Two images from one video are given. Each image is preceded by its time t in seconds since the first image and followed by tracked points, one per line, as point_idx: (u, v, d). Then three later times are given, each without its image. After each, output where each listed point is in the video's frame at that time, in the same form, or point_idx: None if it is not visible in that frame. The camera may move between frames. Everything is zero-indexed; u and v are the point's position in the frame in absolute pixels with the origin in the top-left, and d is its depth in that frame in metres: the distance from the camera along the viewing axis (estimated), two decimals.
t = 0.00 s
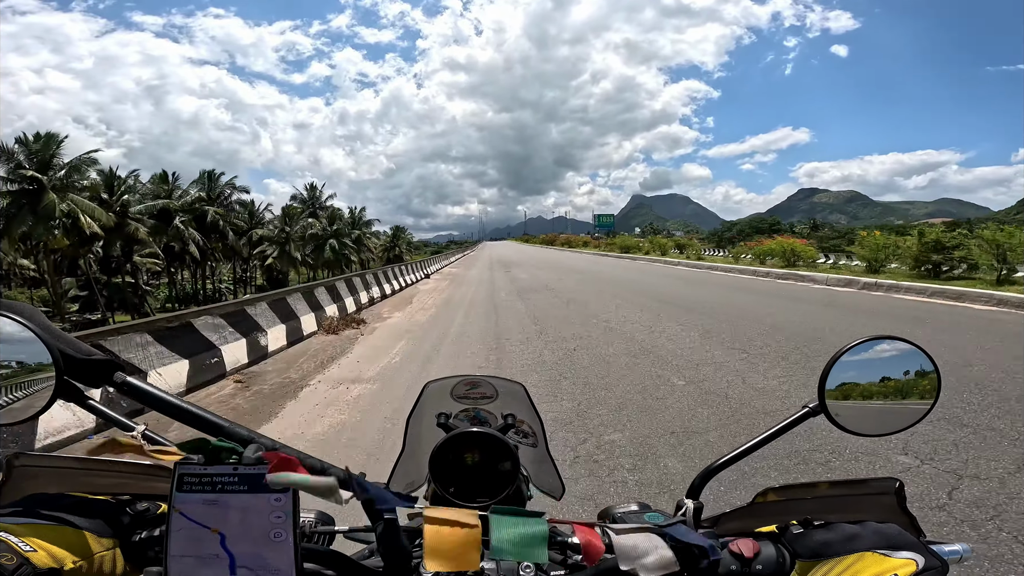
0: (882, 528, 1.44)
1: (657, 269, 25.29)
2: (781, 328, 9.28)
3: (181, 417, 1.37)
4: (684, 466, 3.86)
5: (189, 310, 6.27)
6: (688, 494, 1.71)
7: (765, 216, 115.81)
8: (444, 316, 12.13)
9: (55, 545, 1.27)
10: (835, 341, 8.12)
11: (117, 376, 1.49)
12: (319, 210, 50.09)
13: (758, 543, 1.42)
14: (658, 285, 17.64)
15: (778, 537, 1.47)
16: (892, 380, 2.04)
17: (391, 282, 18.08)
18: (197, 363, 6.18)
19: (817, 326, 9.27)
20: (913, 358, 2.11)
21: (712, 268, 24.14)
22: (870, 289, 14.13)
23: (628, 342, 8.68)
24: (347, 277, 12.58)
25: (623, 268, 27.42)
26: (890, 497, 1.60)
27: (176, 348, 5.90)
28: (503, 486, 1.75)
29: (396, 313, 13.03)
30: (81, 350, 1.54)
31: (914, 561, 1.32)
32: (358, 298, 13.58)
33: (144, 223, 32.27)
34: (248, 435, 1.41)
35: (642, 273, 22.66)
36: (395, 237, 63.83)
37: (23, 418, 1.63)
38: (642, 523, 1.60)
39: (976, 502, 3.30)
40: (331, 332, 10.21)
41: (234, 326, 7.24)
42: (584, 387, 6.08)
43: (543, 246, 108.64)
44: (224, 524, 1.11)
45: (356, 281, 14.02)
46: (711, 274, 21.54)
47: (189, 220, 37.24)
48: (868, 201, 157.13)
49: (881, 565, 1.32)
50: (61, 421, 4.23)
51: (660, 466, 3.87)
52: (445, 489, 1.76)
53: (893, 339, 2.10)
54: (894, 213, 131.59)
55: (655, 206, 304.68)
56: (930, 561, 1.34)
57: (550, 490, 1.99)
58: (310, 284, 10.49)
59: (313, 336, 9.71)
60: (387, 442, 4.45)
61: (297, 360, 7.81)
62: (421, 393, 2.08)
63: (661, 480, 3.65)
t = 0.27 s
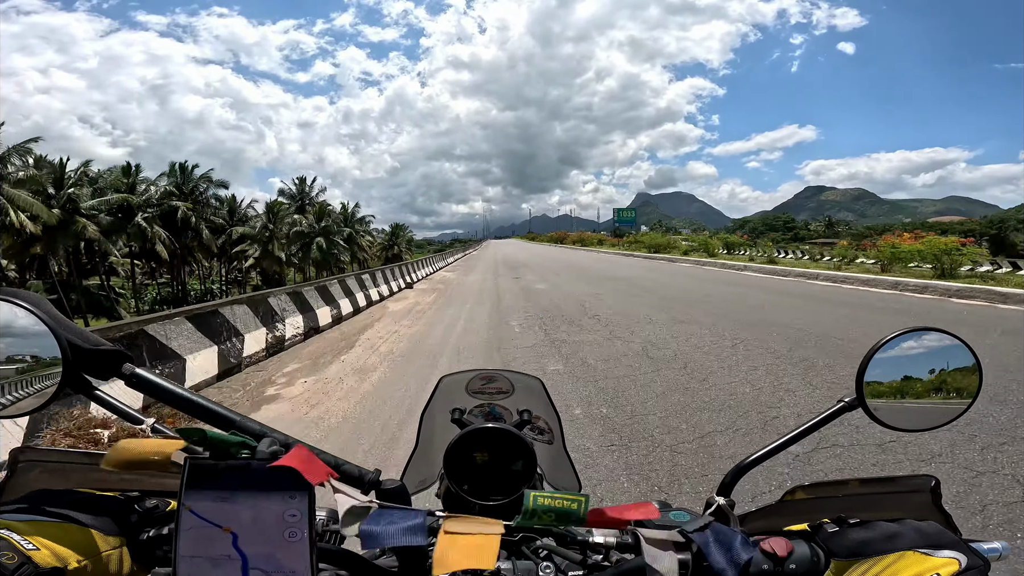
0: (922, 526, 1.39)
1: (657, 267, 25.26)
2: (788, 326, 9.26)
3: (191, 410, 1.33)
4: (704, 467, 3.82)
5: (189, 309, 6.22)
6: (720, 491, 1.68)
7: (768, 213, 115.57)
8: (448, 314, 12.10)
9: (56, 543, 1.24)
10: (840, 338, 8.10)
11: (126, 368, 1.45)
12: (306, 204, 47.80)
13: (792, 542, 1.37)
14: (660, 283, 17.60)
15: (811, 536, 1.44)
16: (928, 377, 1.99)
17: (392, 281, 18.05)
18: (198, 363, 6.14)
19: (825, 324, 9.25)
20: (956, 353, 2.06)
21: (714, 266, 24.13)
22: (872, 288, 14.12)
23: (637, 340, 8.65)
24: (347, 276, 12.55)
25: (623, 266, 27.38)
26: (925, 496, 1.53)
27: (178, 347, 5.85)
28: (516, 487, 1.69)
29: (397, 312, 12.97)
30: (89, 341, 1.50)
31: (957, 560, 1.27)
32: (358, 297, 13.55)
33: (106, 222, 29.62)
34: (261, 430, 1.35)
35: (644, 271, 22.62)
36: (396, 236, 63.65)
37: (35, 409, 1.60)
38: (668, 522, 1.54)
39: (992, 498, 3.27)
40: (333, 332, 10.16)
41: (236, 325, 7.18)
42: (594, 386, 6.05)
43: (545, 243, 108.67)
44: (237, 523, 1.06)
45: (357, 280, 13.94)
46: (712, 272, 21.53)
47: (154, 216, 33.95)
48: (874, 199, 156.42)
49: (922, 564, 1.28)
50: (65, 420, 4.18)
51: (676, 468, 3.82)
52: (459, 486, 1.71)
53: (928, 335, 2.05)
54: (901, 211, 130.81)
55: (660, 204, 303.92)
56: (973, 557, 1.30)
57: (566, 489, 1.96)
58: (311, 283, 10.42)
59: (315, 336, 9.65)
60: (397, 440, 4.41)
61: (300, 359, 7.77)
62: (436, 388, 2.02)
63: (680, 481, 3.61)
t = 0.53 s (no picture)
0: (967, 515, 1.35)
1: (663, 263, 25.19)
2: (799, 321, 9.26)
3: (210, 400, 1.30)
4: (726, 463, 3.81)
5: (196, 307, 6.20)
6: (756, 479, 1.64)
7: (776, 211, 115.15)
8: (456, 310, 12.14)
9: (71, 541, 1.23)
10: (851, 334, 8.06)
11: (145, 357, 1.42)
12: (292, 196, 45.12)
13: (831, 531, 1.38)
14: (667, 279, 17.56)
15: (851, 526, 1.42)
16: (962, 365, 1.94)
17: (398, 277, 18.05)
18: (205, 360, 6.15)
19: (836, 320, 9.25)
20: (999, 337, 2.01)
21: (720, 262, 24.05)
22: (880, 284, 14.04)
23: (650, 336, 8.66)
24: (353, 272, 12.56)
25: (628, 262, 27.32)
26: (963, 485, 1.49)
27: (186, 344, 5.86)
28: (531, 480, 1.66)
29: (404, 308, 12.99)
30: (107, 326, 1.51)
31: (1003, 548, 1.23)
32: (365, 292, 13.55)
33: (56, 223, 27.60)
34: (283, 420, 1.31)
35: (649, 268, 22.56)
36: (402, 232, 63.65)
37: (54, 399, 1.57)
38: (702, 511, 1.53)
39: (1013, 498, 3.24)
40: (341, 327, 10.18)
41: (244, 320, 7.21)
42: (607, 382, 6.02)
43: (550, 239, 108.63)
44: (262, 518, 1.04)
45: (363, 276, 13.98)
46: (719, 268, 21.46)
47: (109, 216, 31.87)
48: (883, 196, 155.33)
49: (968, 552, 1.24)
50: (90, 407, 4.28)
51: (695, 464, 3.78)
52: (478, 478, 1.67)
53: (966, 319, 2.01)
54: (911, 208, 129.97)
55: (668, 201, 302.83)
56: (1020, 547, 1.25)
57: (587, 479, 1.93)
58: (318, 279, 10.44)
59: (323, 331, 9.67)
60: (412, 437, 4.42)
61: (310, 354, 7.81)
62: (456, 376, 2.00)
63: (702, 476, 3.61)
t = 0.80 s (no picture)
0: (956, 508, 1.42)
1: (661, 259, 25.29)
2: (794, 318, 9.42)
3: (243, 405, 1.37)
4: (728, 457, 3.91)
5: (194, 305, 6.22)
6: (755, 475, 1.69)
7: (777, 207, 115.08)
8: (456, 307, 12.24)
9: (120, 540, 1.29)
10: (847, 331, 8.15)
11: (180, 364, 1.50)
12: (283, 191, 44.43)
13: (827, 524, 1.43)
14: (665, 275, 17.63)
15: (846, 519, 1.48)
16: (957, 367, 1.98)
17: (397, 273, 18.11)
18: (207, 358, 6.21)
19: (831, 316, 9.40)
20: (992, 339, 2.05)
21: (717, 258, 24.15)
22: (877, 280, 14.12)
23: (650, 332, 8.78)
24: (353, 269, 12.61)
25: (626, 257, 27.38)
26: (957, 480, 1.56)
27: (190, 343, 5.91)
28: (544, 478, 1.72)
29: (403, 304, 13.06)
30: (147, 339, 1.59)
31: (991, 537, 1.30)
32: (364, 288, 13.60)
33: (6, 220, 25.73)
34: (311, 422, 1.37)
35: (647, 264, 22.69)
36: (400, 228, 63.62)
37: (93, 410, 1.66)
38: (705, 506, 1.59)
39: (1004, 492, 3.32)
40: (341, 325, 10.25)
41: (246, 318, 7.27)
42: (610, 378, 6.11)
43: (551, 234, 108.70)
44: (299, 516, 1.10)
45: (362, 273, 14.03)
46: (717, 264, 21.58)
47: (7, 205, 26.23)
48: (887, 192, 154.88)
49: (956, 542, 1.32)
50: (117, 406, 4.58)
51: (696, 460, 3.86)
52: (491, 476, 1.73)
53: (962, 322, 2.05)
54: (913, 204, 129.72)
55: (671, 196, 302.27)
56: (1008, 535, 1.32)
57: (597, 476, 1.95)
58: (317, 276, 10.50)
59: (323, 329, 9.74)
60: (419, 433, 4.50)
61: (313, 351, 7.88)
62: (468, 377, 2.07)
63: (705, 469, 3.71)
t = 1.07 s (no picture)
0: (966, 503, 1.40)
1: (662, 255, 25.18)
2: (794, 314, 9.42)
3: (248, 405, 1.36)
4: (731, 453, 3.92)
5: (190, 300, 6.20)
6: (761, 471, 1.66)
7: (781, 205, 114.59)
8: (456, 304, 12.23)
9: (129, 541, 1.28)
10: (853, 327, 8.09)
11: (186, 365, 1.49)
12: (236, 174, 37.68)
13: (835, 520, 1.41)
14: (668, 272, 17.57)
15: (854, 514, 1.45)
16: (966, 362, 1.96)
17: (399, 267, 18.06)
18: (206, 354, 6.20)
19: (830, 312, 9.42)
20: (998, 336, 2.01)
21: (720, 255, 24.04)
22: (880, 278, 14.04)
23: (650, 328, 8.79)
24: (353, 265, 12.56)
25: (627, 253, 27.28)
26: (967, 475, 1.55)
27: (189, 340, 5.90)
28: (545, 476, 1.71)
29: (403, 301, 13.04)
30: (152, 340, 1.56)
31: (1002, 534, 1.28)
32: (364, 284, 13.56)
33: None
34: (316, 422, 1.35)
35: (648, 261, 22.66)
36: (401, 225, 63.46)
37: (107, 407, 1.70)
38: (712, 503, 1.58)
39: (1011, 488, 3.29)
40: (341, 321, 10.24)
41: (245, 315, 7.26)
42: (613, 375, 6.09)
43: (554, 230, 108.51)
44: (303, 515, 1.09)
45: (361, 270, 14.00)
46: (720, 261, 21.50)
47: None
48: (891, 189, 154.17)
49: (965, 539, 1.30)
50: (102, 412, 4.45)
51: (702, 459, 3.82)
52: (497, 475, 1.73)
53: (968, 318, 2.03)
54: (917, 202, 129.24)
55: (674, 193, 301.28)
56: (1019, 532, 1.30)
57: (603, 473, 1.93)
58: (317, 272, 10.48)
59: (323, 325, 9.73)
60: (421, 431, 4.50)
61: (313, 348, 7.87)
62: (473, 374, 2.05)
63: (708, 465, 3.71)
